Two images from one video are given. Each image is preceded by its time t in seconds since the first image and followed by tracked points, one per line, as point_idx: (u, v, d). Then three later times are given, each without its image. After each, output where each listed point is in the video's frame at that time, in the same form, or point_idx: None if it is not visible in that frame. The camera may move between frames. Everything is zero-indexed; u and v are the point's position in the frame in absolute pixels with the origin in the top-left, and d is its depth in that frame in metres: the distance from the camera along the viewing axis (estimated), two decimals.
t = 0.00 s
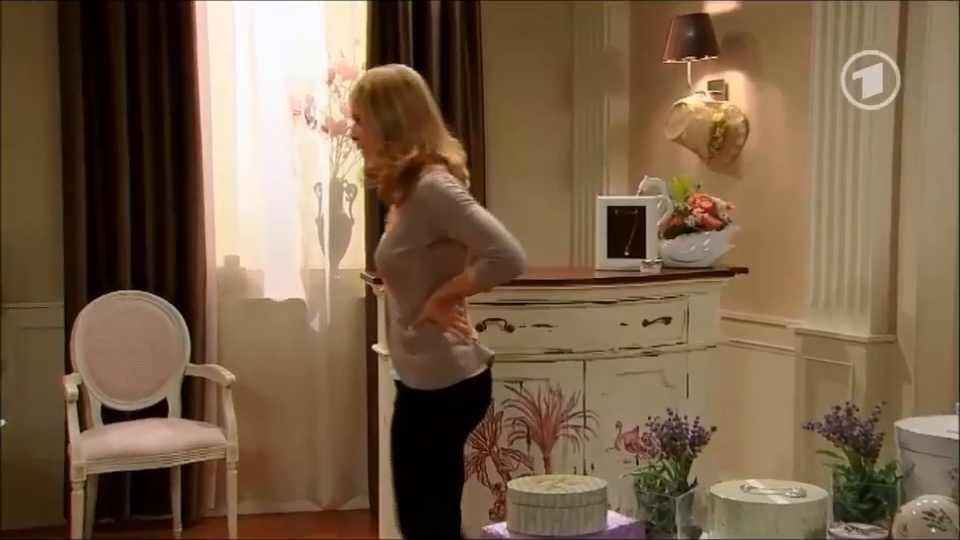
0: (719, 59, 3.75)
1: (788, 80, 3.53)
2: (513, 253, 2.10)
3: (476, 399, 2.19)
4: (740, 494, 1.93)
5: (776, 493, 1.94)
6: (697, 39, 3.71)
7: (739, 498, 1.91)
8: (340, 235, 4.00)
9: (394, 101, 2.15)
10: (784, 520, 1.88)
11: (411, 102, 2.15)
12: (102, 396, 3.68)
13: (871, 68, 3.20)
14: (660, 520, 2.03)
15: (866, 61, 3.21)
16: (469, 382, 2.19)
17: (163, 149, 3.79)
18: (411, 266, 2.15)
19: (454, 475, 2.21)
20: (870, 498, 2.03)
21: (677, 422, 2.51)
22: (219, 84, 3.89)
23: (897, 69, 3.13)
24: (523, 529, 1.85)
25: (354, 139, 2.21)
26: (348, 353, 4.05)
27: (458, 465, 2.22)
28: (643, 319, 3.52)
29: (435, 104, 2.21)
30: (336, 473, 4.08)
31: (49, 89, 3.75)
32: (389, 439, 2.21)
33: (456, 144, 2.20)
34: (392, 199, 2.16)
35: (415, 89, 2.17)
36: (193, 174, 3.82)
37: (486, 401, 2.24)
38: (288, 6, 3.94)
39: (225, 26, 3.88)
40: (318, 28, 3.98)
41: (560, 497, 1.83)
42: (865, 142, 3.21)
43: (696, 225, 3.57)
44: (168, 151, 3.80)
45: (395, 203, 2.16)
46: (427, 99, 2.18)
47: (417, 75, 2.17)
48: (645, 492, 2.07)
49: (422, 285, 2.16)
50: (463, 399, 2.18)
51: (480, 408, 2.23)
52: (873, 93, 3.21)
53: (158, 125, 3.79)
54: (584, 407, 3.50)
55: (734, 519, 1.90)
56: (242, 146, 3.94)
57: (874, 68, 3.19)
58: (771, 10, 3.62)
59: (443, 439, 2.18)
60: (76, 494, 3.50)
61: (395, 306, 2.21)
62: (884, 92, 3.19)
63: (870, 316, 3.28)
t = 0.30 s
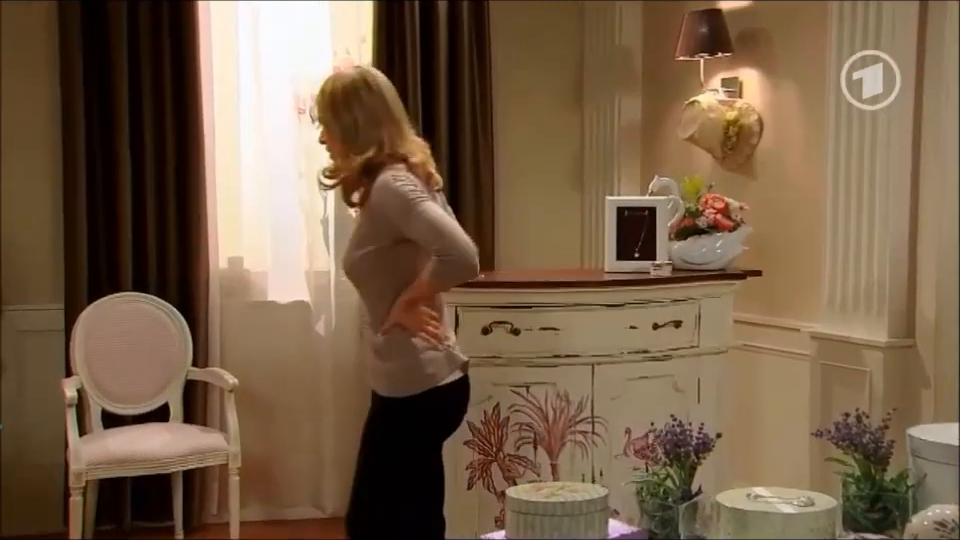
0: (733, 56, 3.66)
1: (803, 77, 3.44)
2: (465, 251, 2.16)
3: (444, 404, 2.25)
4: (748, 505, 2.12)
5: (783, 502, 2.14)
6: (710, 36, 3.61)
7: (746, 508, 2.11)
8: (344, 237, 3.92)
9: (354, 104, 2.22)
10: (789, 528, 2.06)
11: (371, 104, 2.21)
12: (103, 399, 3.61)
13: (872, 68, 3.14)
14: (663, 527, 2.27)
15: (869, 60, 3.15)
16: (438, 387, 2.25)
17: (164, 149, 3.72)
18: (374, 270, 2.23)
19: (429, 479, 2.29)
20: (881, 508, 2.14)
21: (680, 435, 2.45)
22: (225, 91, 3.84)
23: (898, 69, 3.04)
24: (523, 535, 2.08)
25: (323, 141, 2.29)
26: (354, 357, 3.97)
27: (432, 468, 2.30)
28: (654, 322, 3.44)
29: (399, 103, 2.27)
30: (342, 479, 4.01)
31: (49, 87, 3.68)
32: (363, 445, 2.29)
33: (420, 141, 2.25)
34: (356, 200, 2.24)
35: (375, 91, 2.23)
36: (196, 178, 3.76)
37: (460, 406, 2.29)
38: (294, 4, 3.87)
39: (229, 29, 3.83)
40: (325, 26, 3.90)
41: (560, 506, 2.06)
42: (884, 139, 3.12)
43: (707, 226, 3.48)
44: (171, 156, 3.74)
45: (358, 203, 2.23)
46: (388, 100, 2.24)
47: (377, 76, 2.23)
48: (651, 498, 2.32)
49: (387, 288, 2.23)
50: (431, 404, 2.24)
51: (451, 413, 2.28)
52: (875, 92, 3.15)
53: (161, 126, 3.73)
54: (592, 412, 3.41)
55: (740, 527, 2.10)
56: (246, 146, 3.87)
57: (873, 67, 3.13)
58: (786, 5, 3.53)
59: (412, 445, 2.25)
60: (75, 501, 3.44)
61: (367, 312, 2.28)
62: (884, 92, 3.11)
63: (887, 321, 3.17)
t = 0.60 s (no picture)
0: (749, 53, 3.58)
1: (821, 74, 3.36)
2: (433, 253, 2.18)
3: (415, 407, 2.32)
4: (758, 513, 2.04)
5: (794, 510, 2.06)
6: (726, 32, 3.52)
7: (755, 515, 2.02)
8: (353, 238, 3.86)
9: (327, 106, 2.26)
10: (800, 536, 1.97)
11: (344, 106, 2.25)
12: (107, 403, 3.55)
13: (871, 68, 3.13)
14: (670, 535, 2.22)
15: (866, 61, 3.14)
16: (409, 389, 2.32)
17: (169, 149, 3.66)
18: (344, 272, 2.26)
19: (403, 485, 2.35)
20: (895, 516, 2.05)
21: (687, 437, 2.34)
22: (232, 96, 3.77)
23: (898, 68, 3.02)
24: None
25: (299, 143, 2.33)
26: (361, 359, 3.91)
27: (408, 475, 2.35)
28: (665, 325, 3.35)
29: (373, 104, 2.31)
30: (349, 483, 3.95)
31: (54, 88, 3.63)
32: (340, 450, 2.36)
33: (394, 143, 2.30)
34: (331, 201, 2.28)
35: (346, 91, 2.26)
36: (201, 183, 3.70)
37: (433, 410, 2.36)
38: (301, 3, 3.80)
39: (235, 30, 3.77)
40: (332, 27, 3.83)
41: (563, 513, 1.98)
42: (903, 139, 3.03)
43: (721, 226, 3.40)
44: (176, 161, 3.68)
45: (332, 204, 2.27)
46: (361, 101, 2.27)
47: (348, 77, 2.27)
48: (657, 505, 2.25)
49: (357, 290, 2.27)
50: (403, 411, 2.31)
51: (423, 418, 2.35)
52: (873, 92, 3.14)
53: (166, 128, 3.67)
54: (603, 417, 3.33)
55: (749, 533, 2.01)
56: (252, 148, 3.81)
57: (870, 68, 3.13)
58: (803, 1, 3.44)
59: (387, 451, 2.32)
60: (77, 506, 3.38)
61: (336, 314, 2.32)
62: (883, 92, 3.10)
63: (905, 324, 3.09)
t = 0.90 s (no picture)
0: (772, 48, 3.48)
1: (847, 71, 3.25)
2: (371, 249, 2.16)
3: (361, 404, 2.27)
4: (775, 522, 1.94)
5: (812, 519, 1.95)
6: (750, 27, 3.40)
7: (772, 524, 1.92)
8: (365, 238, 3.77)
9: (301, 101, 2.27)
10: None
11: (315, 103, 2.26)
12: (114, 407, 3.48)
13: (872, 68, 3.14)
14: None
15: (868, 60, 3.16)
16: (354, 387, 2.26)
17: (178, 149, 3.59)
18: (300, 263, 2.26)
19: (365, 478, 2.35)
20: (917, 527, 1.95)
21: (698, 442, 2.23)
22: (241, 92, 3.74)
23: (898, 68, 3.02)
24: None
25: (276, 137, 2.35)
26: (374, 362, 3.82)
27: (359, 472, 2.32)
28: (685, 328, 3.25)
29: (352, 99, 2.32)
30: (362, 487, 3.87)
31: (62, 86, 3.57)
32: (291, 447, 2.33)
33: (364, 139, 2.29)
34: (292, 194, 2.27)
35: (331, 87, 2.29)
36: (210, 181, 3.62)
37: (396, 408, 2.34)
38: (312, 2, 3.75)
39: (247, 25, 3.75)
40: (346, 24, 3.78)
41: (571, 520, 1.85)
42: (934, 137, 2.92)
43: (743, 226, 3.31)
44: (185, 161, 3.60)
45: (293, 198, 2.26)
46: (335, 96, 2.28)
47: (324, 72, 2.28)
48: (668, 513, 2.15)
49: (309, 284, 2.27)
50: (363, 406, 2.28)
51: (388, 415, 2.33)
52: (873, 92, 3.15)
53: (175, 129, 3.59)
54: (620, 422, 3.23)
55: None
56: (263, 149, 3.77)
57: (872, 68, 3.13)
58: None
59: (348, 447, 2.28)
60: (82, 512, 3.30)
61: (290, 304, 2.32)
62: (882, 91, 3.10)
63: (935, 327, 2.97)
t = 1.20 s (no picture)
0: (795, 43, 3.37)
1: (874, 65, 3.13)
2: (310, 250, 2.06)
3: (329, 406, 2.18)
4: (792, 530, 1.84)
5: (831, 528, 1.85)
6: (770, 22, 3.32)
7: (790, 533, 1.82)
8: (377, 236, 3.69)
9: (279, 101, 2.20)
10: None
11: (293, 105, 2.19)
12: (123, 409, 3.42)
13: (871, 68, 3.14)
14: None
15: (869, 60, 3.15)
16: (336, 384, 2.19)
17: (189, 147, 3.50)
18: (267, 262, 2.18)
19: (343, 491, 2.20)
20: (941, 535, 1.86)
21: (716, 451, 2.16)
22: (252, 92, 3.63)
23: (899, 69, 3.01)
24: None
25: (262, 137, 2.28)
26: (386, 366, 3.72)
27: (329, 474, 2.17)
28: (703, 331, 3.16)
29: (335, 94, 2.23)
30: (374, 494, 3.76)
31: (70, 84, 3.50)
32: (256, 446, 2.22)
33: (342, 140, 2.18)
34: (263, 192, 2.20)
35: (310, 86, 2.21)
36: (221, 175, 3.53)
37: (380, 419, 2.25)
38: None
39: (257, 27, 3.61)
40: (359, 23, 3.69)
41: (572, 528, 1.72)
42: None
43: (764, 227, 3.23)
44: (195, 161, 3.52)
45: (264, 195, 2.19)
46: (312, 94, 2.19)
47: (302, 69, 2.20)
48: (681, 521, 2.00)
49: (275, 283, 2.19)
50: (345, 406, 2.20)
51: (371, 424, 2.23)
52: (873, 92, 3.15)
53: (185, 131, 3.51)
54: (636, 427, 3.15)
55: None
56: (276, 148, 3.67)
57: (874, 67, 3.13)
58: None
59: (322, 446, 2.16)
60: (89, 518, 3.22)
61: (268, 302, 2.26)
62: (884, 92, 3.10)
63: None
